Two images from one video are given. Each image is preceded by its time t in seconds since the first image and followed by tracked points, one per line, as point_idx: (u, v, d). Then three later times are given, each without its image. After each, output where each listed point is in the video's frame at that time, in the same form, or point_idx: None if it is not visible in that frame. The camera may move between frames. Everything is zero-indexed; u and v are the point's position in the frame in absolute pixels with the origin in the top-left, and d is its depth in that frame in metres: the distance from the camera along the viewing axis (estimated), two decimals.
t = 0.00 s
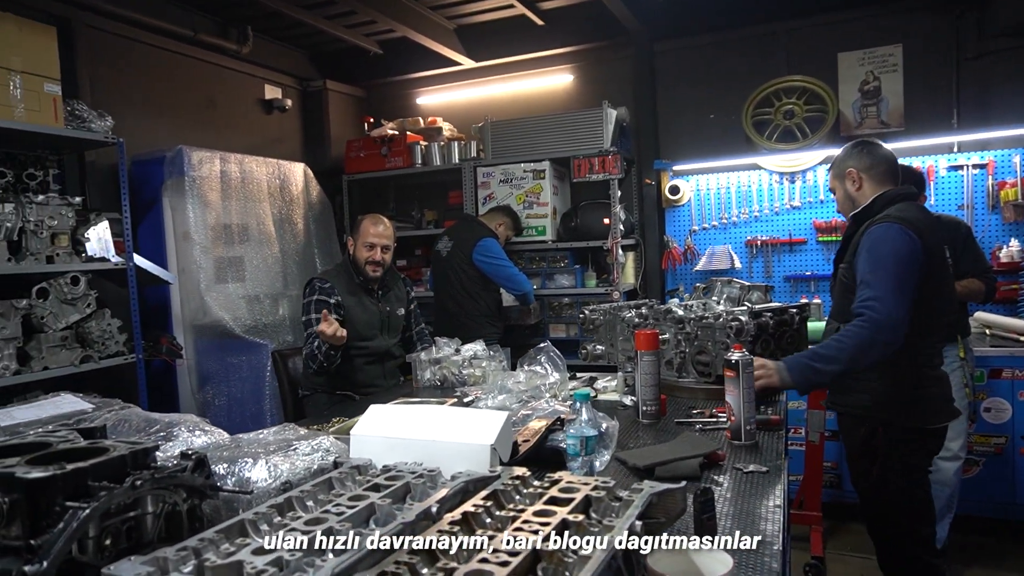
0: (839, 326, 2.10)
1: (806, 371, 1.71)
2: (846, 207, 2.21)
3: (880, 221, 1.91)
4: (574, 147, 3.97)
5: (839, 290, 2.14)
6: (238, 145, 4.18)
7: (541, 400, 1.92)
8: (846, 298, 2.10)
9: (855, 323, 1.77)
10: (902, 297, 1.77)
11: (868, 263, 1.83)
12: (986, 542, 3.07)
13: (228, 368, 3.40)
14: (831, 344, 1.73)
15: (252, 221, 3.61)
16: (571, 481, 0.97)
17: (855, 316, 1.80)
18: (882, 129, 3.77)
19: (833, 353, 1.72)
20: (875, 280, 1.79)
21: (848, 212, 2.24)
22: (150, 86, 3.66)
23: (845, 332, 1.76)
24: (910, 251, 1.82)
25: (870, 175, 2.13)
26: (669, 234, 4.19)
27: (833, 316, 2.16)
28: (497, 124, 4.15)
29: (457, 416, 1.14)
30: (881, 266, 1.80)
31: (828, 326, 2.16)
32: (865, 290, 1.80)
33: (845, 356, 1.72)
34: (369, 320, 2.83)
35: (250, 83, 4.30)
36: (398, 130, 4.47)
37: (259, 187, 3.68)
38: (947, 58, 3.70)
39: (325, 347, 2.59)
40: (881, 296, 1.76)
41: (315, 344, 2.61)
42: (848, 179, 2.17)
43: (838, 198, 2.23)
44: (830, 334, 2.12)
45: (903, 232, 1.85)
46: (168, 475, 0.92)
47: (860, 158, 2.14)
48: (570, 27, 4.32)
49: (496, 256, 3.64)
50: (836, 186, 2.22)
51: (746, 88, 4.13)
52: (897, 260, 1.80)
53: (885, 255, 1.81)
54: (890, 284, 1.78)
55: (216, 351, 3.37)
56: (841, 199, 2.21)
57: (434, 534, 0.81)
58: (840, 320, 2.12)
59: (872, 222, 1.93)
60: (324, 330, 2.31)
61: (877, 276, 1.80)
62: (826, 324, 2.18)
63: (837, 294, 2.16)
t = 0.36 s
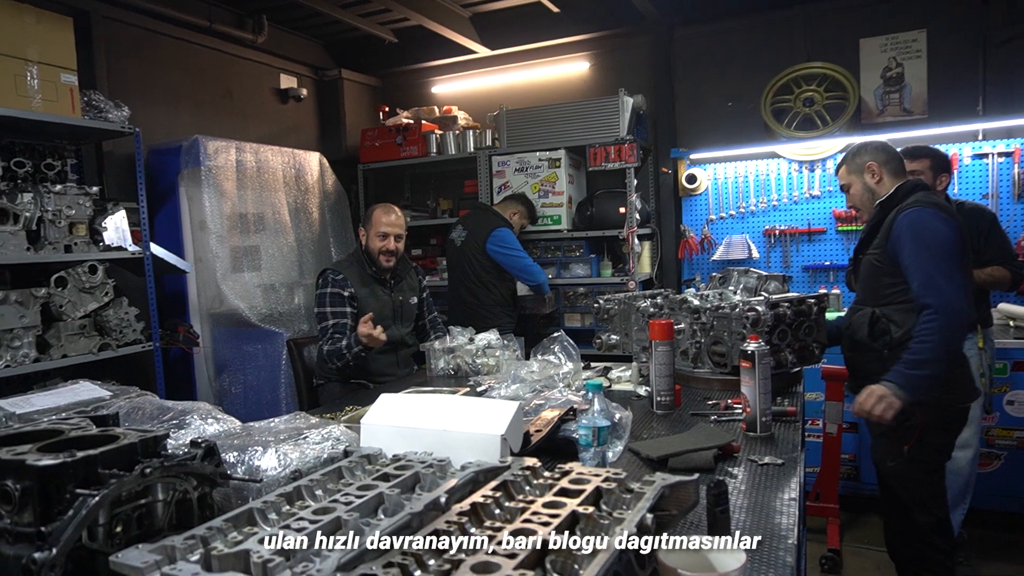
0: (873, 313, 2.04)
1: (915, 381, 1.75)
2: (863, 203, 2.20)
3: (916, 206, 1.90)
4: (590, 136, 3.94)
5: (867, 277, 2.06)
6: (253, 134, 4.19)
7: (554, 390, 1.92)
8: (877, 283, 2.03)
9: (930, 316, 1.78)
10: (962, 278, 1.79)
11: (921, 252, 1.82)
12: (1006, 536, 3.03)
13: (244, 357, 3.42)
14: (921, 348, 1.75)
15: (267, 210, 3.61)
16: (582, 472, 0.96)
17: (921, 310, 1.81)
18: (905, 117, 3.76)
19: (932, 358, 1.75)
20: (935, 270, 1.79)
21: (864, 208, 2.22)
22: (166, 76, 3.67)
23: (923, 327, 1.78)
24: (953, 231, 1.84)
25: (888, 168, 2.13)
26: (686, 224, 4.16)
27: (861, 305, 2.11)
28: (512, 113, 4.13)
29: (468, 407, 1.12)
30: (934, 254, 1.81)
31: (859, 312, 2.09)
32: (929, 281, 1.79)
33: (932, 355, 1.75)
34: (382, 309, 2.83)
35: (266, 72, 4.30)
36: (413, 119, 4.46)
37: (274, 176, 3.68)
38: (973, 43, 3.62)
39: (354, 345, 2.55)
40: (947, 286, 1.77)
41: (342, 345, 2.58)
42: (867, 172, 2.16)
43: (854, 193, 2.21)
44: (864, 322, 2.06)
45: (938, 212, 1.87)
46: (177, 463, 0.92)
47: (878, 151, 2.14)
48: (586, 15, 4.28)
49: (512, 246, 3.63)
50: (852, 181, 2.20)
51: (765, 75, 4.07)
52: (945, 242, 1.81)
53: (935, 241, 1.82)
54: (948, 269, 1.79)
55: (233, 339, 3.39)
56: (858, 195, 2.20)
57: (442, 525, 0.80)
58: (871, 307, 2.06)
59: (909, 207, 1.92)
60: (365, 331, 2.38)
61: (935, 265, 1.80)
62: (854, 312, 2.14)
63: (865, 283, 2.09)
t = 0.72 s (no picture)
0: (906, 302, 2.02)
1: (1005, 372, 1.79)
2: (867, 198, 2.21)
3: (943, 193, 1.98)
4: (595, 126, 3.89)
5: (893, 266, 2.07)
6: (254, 125, 4.15)
7: (562, 386, 1.89)
8: (909, 271, 2.04)
9: (990, 303, 1.82)
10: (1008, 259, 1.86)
11: (968, 238, 1.87)
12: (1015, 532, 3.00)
13: (246, 351, 3.39)
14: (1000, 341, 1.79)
15: (268, 203, 3.57)
16: (597, 476, 0.92)
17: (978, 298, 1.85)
18: (915, 106, 3.69)
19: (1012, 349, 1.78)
20: (984, 255, 1.84)
21: (866, 205, 2.23)
22: (166, 66, 3.63)
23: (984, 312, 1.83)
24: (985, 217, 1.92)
25: (890, 165, 2.19)
26: (692, 216, 4.10)
27: (889, 294, 2.09)
28: (516, 104, 4.08)
29: (478, 406, 1.09)
30: (977, 238, 1.86)
31: (890, 304, 2.07)
32: (982, 265, 1.84)
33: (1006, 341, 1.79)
34: (384, 302, 2.79)
35: (267, 62, 4.26)
36: (415, 110, 4.41)
37: (276, 167, 3.64)
38: (984, 32, 3.56)
39: (371, 331, 2.52)
40: (1000, 269, 1.83)
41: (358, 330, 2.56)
42: (871, 167, 2.19)
43: (858, 189, 2.21)
44: (897, 313, 2.04)
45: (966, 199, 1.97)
46: (177, 467, 0.89)
47: (880, 149, 2.19)
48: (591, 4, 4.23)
49: (518, 238, 3.58)
50: (855, 177, 2.21)
51: (772, 65, 4.01)
52: (987, 226, 1.88)
53: (975, 225, 1.88)
54: (997, 251, 1.85)
55: (235, 332, 3.36)
56: (862, 191, 2.21)
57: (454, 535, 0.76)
58: (904, 296, 2.05)
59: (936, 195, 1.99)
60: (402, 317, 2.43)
61: (979, 249, 1.85)
62: (879, 301, 2.12)
63: (887, 272, 2.09)
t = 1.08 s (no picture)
0: (900, 298, 2.00)
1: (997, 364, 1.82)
2: (846, 198, 2.15)
3: (926, 189, 1.96)
4: (573, 123, 3.84)
5: (879, 264, 2.05)
6: (222, 119, 4.01)
7: (552, 390, 1.83)
8: (897, 268, 2.01)
9: (981, 297, 1.84)
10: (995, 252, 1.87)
11: (957, 234, 1.86)
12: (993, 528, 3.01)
13: (215, 354, 3.27)
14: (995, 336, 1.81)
15: (238, 200, 3.45)
16: (610, 492, 0.86)
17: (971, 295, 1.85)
18: (891, 104, 3.72)
19: (1009, 342, 1.80)
20: (974, 251, 1.84)
21: (846, 205, 2.16)
22: (129, 57, 3.48)
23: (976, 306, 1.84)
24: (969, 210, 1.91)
25: (866, 164, 2.14)
26: (669, 214, 4.07)
27: (880, 292, 2.07)
28: (493, 100, 4.00)
29: (477, 416, 1.03)
30: (966, 234, 1.85)
31: (882, 301, 2.05)
32: (973, 260, 1.84)
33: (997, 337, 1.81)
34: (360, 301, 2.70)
35: (235, 54, 4.12)
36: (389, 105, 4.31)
37: (245, 163, 3.52)
38: (957, 31, 3.59)
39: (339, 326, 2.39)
40: (991, 266, 1.83)
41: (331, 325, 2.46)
42: (848, 167, 2.14)
43: (836, 189, 2.15)
44: (891, 309, 2.02)
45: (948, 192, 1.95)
46: (150, 490, 0.80)
47: (855, 149, 2.15)
48: None
49: (498, 236, 3.52)
50: (832, 178, 2.15)
51: (750, 62, 4.00)
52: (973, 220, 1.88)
53: (963, 221, 1.86)
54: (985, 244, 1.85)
55: (204, 335, 3.24)
56: (840, 191, 2.14)
57: (464, 563, 0.70)
58: (896, 293, 2.03)
59: (919, 191, 1.96)
60: (370, 303, 2.31)
61: (970, 245, 1.84)
62: (870, 300, 2.09)
63: (877, 269, 2.06)
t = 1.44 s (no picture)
0: (900, 322, 1.98)
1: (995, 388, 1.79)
2: (850, 216, 2.11)
3: (930, 210, 1.93)
4: (564, 137, 3.81)
5: (879, 286, 2.03)
6: (205, 128, 3.92)
7: (552, 412, 1.77)
8: (898, 290, 1.99)
9: (979, 321, 1.80)
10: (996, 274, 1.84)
11: (958, 256, 1.83)
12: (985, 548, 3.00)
13: (195, 369, 3.18)
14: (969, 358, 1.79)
15: (222, 210, 3.37)
16: (639, 530, 0.81)
17: (967, 319, 1.83)
18: (878, 124, 3.75)
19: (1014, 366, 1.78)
20: (972, 275, 1.81)
21: (849, 223, 2.13)
22: (111, 62, 3.39)
23: (971, 331, 1.81)
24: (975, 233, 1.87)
25: (870, 181, 2.10)
26: (659, 230, 4.05)
27: (879, 315, 2.05)
28: (483, 113, 3.96)
29: (491, 446, 0.97)
30: (966, 258, 1.82)
31: (882, 325, 2.03)
32: (971, 284, 1.81)
33: (981, 357, 1.78)
34: (347, 316, 2.62)
35: (220, 62, 4.04)
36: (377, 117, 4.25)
37: (230, 173, 3.44)
38: (944, 53, 3.63)
39: (313, 371, 2.37)
40: (990, 291, 1.80)
41: (294, 360, 2.41)
42: (852, 184, 2.10)
43: (839, 207, 2.11)
44: (892, 333, 1.99)
45: (950, 213, 1.93)
46: (141, 531, 0.72)
47: (859, 164, 2.10)
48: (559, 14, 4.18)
49: (488, 250, 3.47)
50: (835, 195, 2.11)
51: (740, 80, 4.01)
52: (975, 242, 1.84)
53: (964, 245, 1.83)
54: (985, 266, 1.82)
55: (184, 349, 3.15)
56: (843, 209, 2.11)
57: None
58: (896, 316, 2.00)
59: (922, 212, 1.94)
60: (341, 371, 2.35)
61: (969, 270, 1.82)
62: (870, 323, 2.07)
63: (876, 292, 2.05)
